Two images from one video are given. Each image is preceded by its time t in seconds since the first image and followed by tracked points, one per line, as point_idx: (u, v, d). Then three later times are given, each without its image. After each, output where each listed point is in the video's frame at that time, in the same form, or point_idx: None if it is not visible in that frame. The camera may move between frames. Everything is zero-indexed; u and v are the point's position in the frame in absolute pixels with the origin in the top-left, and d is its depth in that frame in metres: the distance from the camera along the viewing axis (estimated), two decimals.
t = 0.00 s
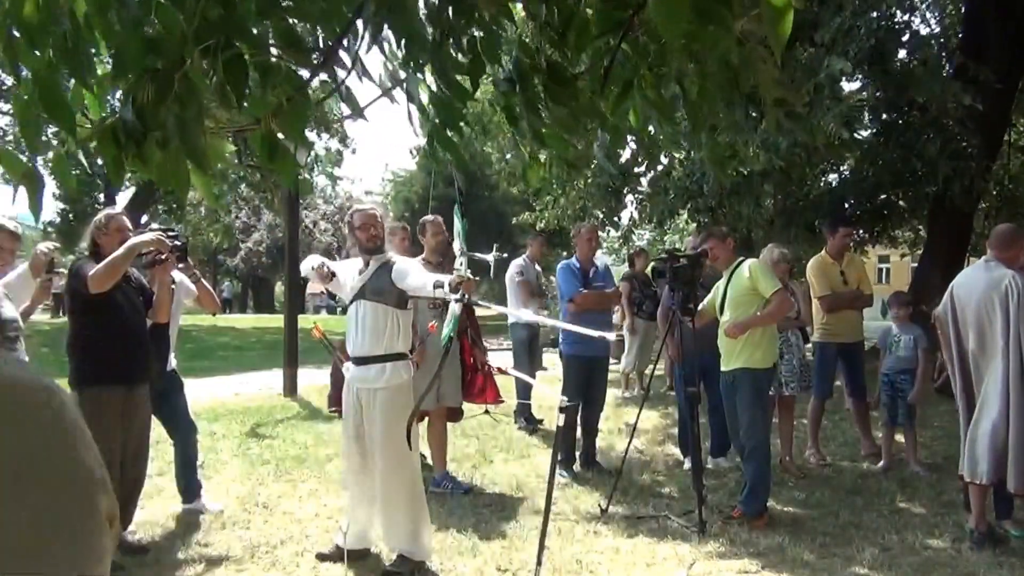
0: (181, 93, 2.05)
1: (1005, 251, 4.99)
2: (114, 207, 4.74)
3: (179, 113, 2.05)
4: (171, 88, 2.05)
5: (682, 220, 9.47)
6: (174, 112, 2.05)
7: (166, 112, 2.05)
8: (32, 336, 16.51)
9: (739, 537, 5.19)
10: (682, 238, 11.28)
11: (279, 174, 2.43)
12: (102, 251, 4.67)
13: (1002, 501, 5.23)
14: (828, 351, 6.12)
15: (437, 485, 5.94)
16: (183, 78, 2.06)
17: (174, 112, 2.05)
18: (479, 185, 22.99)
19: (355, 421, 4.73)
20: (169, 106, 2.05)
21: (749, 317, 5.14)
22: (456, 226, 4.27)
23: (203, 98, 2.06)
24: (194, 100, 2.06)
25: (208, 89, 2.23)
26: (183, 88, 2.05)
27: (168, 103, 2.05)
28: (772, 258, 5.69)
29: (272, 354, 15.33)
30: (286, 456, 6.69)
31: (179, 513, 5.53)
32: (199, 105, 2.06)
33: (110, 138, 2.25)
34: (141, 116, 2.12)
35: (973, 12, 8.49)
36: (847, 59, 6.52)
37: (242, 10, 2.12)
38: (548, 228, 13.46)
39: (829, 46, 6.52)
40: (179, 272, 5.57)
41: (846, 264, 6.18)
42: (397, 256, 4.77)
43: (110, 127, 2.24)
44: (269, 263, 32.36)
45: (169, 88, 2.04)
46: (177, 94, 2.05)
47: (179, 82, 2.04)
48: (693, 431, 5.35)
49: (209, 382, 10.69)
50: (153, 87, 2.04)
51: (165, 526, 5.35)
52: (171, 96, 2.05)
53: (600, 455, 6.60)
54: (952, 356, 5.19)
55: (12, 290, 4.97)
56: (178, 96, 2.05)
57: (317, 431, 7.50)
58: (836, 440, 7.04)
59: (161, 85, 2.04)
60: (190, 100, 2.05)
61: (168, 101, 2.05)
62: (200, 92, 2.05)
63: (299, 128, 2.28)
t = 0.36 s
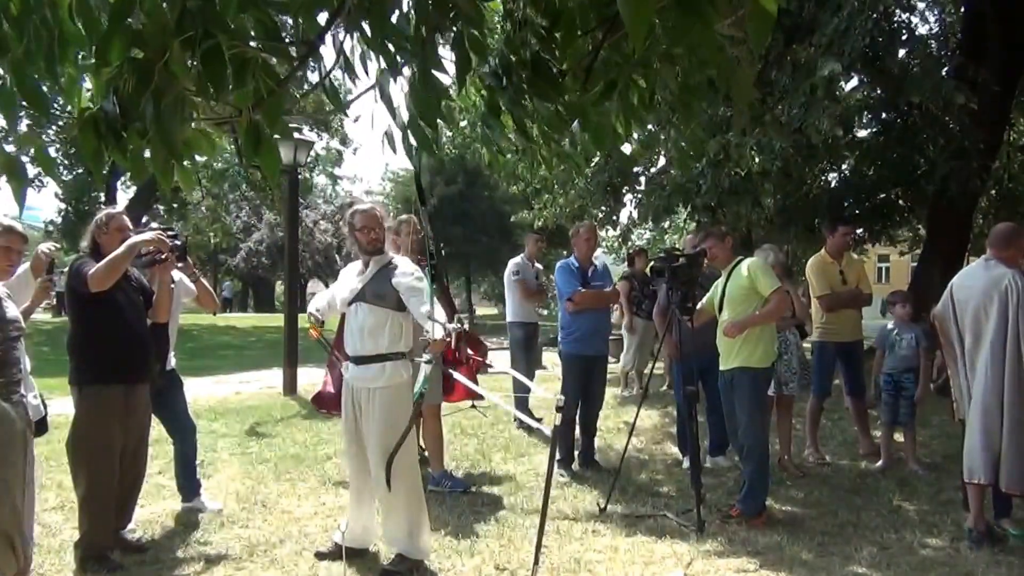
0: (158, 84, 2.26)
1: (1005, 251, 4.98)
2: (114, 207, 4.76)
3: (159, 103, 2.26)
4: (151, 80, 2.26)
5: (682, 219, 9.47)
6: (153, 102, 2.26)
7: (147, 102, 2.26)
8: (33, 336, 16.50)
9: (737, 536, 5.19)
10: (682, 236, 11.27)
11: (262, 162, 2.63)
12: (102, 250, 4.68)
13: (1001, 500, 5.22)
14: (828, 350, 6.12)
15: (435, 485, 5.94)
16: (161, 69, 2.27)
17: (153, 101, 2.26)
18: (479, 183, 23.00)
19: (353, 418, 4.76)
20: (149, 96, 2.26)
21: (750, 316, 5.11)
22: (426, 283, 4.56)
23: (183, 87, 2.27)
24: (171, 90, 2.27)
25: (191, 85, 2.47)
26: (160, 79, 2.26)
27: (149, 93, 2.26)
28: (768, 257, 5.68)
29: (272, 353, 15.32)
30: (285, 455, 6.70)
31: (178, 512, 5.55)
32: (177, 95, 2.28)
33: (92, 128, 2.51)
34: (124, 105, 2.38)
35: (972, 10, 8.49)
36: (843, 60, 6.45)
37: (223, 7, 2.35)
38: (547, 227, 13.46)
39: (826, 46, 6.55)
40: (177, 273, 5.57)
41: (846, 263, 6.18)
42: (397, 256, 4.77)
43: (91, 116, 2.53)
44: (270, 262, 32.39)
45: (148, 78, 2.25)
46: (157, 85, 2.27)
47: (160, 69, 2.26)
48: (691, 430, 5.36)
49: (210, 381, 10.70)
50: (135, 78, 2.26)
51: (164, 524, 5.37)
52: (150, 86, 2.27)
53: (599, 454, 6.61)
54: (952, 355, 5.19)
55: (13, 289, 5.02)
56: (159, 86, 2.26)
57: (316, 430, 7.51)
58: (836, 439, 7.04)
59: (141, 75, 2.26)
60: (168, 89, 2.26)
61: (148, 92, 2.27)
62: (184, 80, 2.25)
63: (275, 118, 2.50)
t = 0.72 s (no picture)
0: (158, 81, 2.37)
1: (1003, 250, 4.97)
2: (114, 206, 4.79)
3: (157, 100, 2.36)
4: (151, 78, 2.36)
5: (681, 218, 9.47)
6: (153, 100, 2.36)
7: (146, 99, 2.36)
8: (31, 335, 16.50)
9: (735, 534, 5.19)
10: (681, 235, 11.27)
11: (261, 162, 2.75)
12: (101, 248, 4.68)
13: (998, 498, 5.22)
14: (826, 349, 6.12)
15: (433, 484, 5.94)
16: (159, 69, 2.37)
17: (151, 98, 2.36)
18: (479, 183, 23.04)
19: (351, 417, 4.75)
20: (148, 94, 2.36)
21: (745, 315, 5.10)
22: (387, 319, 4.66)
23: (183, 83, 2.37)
24: (169, 87, 2.38)
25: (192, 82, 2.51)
26: (159, 76, 2.37)
27: (148, 91, 2.36)
28: (768, 256, 5.72)
29: (270, 352, 15.33)
30: (283, 454, 6.72)
31: (176, 510, 5.57)
32: (174, 93, 2.38)
33: (92, 128, 2.58)
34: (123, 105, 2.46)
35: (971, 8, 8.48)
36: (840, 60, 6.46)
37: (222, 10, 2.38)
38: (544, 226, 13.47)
39: (822, 46, 6.54)
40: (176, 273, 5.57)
41: (844, 262, 6.17)
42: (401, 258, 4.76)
43: (92, 115, 2.59)
44: (270, 261, 32.42)
45: (147, 79, 2.36)
46: (156, 84, 2.37)
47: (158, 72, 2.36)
48: (689, 429, 5.36)
49: (208, 380, 10.71)
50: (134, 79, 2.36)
51: (163, 522, 5.38)
52: (149, 87, 2.37)
53: (596, 453, 6.62)
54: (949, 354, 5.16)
55: (13, 289, 5.05)
56: (159, 85, 2.37)
57: (313, 428, 7.53)
58: (833, 439, 7.04)
59: (140, 76, 2.36)
60: (168, 86, 2.36)
61: (147, 91, 2.37)
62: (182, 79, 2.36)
63: (275, 116, 2.59)
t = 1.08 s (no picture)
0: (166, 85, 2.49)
1: (999, 248, 4.96)
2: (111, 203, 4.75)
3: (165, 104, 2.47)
4: (160, 83, 2.46)
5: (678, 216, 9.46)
6: (161, 105, 2.46)
7: (155, 103, 2.44)
8: (27, 334, 16.46)
9: (731, 533, 5.19)
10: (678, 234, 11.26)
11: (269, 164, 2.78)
12: (98, 247, 4.66)
13: (995, 497, 5.23)
14: (822, 347, 6.10)
15: (430, 482, 5.94)
16: (168, 73, 2.49)
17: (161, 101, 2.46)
18: (477, 180, 23.05)
19: (349, 416, 4.74)
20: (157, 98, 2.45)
21: (739, 315, 5.11)
22: (372, 332, 4.62)
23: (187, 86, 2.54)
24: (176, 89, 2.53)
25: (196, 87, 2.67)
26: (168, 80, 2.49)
27: (156, 95, 2.44)
28: (765, 255, 5.66)
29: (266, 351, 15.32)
30: (279, 452, 6.72)
31: (172, 508, 5.58)
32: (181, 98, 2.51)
33: (102, 135, 2.58)
34: (131, 110, 2.51)
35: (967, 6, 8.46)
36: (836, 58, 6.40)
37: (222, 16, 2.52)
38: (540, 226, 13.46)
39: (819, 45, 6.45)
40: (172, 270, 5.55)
41: (841, 261, 6.16)
42: (399, 258, 4.77)
43: (103, 122, 2.59)
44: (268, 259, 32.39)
45: (156, 84, 2.44)
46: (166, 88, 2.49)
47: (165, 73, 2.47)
48: (685, 428, 5.35)
49: (203, 378, 10.70)
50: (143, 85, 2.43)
51: (159, 520, 5.39)
52: (158, 92, 2.46)
53: (592, 451, 6.62)
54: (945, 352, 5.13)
55: (9, 286, 5.02)
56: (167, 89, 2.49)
57: (309, 426, 7.53)
58: (830, 437, 7.03)
59: (150, 81, 2.44)
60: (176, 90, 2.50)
61: (156, 96, 2.45)
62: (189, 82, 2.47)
63: (280, 117, 2.71)
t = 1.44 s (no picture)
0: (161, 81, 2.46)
1: (995, 246, 4.94)
2: (105, 202, 4.77)
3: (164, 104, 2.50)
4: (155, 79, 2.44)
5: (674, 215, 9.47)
6: (157, 103, 2.46)
7: (151, 100, 2.45)
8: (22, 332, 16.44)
9: (725, 530, 5.19)
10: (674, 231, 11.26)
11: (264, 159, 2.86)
12: (93, 244, 4.66)
13: (990, 495, 5.24)
14: (817, 344, 6.11)
15: (425, 480, 5.94)
16: (164, 72, 2.47)
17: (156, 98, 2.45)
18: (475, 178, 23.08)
19: (343, 413, 4.74)
20: (153, 94, 2.44)
21: (736, 313, 5.10)
22: (368, 332, 4.61)
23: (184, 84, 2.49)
24: (175, 87, 2.49)
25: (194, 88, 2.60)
26: (163, 77, 2.46)
27: (152, 91, 2.44)
28: (761, 252, 5.70)
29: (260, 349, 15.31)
30: (274, 450, 6.72)
31: (167, 506, 5.59)
32: (178, 97, 2.51)
33: (99, 132, 2.59)
34: (128, 108, 2.54)
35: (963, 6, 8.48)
36: (831, 54, 6.46)
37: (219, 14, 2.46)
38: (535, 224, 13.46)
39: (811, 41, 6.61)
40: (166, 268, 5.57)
41: (837, 260, 6.14)
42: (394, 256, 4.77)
43: (98, 118, 2.59)
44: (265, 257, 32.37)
45: (151, 82, 2.44)
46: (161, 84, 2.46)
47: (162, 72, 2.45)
48: (680, 426, 5.35)
49: (198, 377, 10.70)
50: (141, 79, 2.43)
51: (154, 518, 5.40)
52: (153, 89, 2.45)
53: (587, 449, 6.63)
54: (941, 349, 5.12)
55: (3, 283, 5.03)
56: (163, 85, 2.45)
57: (304, 424, 7.53)
58: (824, 435, 7.03)
59: (145, 78, 2.44)
60: (171, 88, 2.49)
61: (152, 94, 2.44)
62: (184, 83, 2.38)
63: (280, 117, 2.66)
